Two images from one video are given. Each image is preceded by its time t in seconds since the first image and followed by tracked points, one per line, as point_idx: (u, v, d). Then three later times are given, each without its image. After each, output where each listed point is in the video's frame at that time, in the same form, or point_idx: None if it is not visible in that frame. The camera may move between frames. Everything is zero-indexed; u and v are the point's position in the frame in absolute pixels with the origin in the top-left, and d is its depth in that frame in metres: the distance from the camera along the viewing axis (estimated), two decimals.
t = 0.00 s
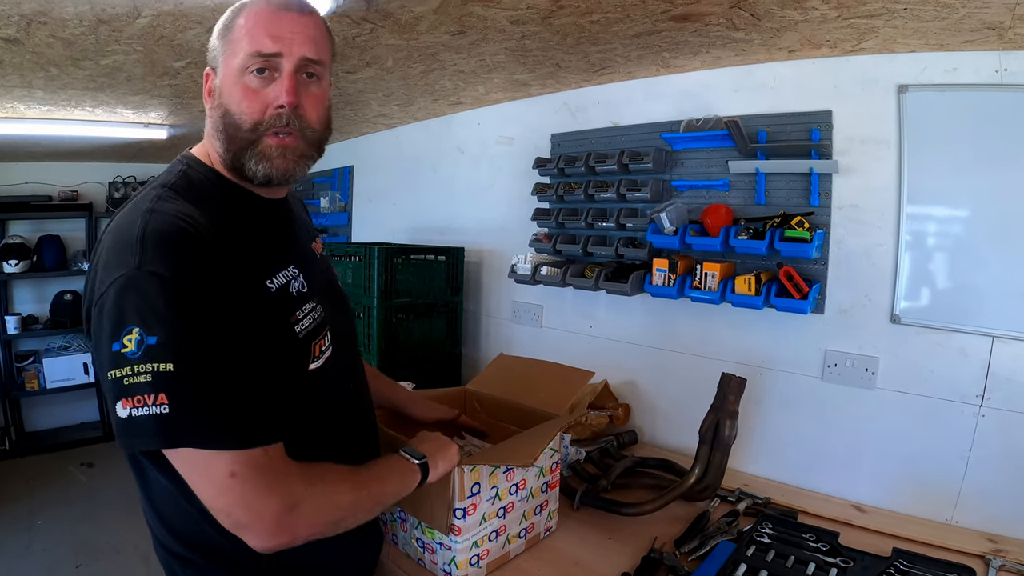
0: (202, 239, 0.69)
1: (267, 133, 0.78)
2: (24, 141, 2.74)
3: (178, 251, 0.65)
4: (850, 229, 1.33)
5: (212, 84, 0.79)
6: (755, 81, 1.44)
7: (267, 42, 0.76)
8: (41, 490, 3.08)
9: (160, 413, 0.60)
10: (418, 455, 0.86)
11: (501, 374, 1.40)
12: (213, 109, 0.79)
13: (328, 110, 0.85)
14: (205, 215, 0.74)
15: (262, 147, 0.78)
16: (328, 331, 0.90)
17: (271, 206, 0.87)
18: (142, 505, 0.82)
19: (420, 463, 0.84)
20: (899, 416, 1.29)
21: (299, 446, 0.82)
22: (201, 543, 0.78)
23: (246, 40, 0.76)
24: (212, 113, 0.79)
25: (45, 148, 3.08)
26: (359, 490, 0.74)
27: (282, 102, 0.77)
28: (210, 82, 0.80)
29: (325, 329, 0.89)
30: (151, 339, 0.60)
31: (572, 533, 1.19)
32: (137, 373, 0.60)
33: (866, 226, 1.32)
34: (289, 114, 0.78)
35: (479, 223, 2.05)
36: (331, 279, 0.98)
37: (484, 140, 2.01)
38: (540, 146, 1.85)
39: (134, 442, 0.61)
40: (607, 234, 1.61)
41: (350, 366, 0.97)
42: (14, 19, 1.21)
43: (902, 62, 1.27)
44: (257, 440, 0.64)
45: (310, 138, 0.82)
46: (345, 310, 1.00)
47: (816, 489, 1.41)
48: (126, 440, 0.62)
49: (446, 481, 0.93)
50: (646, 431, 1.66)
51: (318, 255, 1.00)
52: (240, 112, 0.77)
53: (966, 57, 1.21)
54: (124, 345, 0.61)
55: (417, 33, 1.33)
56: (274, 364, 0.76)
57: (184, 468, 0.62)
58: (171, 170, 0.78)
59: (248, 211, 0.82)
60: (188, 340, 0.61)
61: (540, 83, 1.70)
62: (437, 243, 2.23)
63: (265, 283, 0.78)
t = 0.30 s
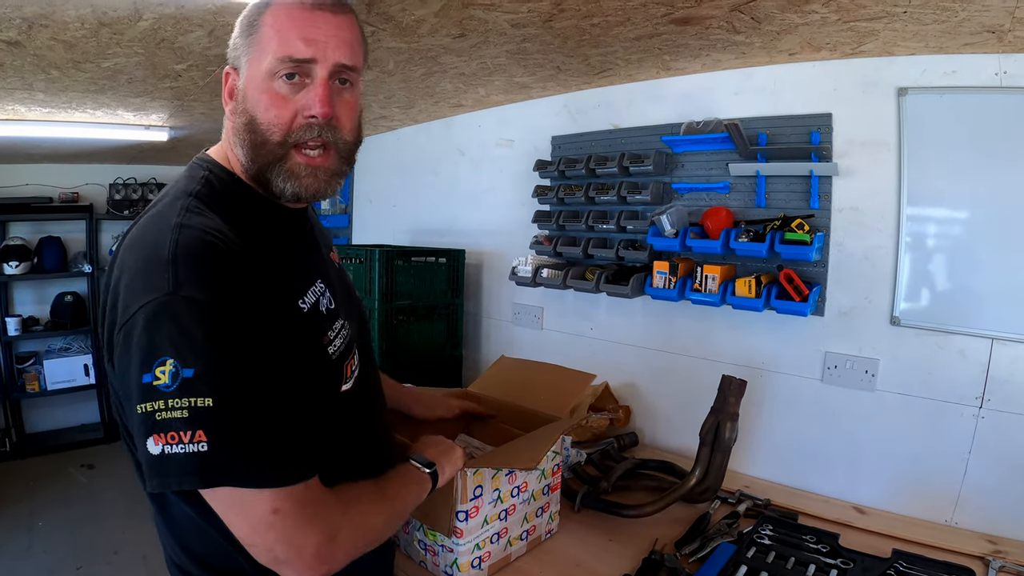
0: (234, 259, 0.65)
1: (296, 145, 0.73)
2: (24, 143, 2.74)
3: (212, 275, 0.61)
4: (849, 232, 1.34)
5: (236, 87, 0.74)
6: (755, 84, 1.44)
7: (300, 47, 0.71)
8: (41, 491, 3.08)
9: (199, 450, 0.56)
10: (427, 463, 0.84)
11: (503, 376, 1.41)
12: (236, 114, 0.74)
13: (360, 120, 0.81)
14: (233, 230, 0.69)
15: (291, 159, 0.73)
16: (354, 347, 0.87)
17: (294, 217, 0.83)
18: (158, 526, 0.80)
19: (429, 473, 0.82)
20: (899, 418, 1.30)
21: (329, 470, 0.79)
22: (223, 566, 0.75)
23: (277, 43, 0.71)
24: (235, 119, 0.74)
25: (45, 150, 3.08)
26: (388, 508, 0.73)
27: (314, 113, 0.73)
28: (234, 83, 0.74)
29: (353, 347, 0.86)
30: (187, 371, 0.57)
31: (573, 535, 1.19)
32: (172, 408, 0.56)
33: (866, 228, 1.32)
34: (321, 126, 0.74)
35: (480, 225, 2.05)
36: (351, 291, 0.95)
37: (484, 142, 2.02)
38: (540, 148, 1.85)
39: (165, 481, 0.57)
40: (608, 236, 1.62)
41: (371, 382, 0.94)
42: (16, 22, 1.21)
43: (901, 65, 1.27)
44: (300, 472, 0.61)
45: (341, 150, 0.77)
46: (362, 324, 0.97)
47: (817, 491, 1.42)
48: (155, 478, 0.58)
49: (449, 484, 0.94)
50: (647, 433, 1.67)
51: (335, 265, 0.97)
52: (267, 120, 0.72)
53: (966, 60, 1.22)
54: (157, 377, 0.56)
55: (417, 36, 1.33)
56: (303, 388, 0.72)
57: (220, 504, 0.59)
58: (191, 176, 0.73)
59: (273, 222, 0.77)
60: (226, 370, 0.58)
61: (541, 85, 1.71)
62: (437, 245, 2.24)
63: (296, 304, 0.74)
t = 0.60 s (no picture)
0: (259, 261, 0.65)
1: (314, 152, 0.74)
2: (25, 145, 2.74)
3: (240, 277, 0.61)
4: (848, 234, 1.35)
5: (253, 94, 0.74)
6: (755, 87, 1.45)
7: (321, 57, 0.72)
8: (42, 493, 3.09)
9: (233, 453, 0.56)
10: (433, 464, 0.83)
11: (504, 378, 1.41)
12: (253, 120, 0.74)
13: (373, 129, 0.82)
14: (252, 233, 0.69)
15: (308, 167, 0.74)
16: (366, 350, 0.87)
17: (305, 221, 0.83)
18: (169, 529, 0.81)
19: (435, 474, 0.82)
20: (898, 419, 1.31)
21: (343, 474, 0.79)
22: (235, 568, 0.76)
23: (298, 52, 0.71)
24: (253, 125, 0.74)
25: (46, 152, 3.09)
26: (405, 512, 0.73)
27: (333, 123, 0.73)
28: (251, 90, 0.75)
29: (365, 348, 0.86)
30: (219, 375, 0.56)
31: (574, 536, 1.20)
32: (205, 412, 0.56)
33: (866, 231, 1.33)
34: (339, 136, 0.75)
35: (480, 227, 2.06)
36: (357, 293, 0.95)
37: (485, 144, 2.03)
38: (540, 151, 1.86)
39: (198, 487, 0.57)
40: (608, 239, 1.63)
41: (381, 384, 0.94)
42: (20, 26, 1.22)
43: (900, 68, 1.28)
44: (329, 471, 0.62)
45: (357, 159, 0.78)
46: (371, 326, 0.97)
47: (817, 492, 1.42)
48: (186, 483, 0.57)
49: (451, 485, 0.95)
50: (647, 435, 1.67)
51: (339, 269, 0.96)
52: (286, 128, 0.73)
53: (964, 63, 1.23)
54: (187, 382, 0.56)
55: (419, 40, 1.34)
56: (321, 390, 0.72)
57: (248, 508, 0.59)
58: (206, 182, 0.72)
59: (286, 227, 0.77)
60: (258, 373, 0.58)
61: (541, 88, 1.71)
62: (437, 247, 2.25)
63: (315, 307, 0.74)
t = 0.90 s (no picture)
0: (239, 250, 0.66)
1: (296, 143, 0.74)
2: (25, 146, 2.74)
3: (219, 263, 0.62)
4: (849, 235, 1.35)
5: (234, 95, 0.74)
6: (755, 88, 1.45)
7: (298, 53, 0.73)
8: (43, 493, 3.09)
9: (207, 430, 0.56)
10: (432, 463, 0.84)
11: (505, 379, 1.42)
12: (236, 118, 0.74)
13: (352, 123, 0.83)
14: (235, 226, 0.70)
15: (291, 157, 0.74)
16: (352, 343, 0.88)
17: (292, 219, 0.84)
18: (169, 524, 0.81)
19: (434, 473, 0.82)
20: (898, 419, 1.31)
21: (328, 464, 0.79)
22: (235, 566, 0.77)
23: (276, 50, 0.72)
24: (237, 123, 0.74)
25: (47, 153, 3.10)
26: (389, 504, 0.72)
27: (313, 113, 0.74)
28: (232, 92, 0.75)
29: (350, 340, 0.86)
30: (195, 355, 0.57)
31: (576, 536, 1.20)
32: (180, 390, 0.56)
33: (866, 232, 1.33)
34: (319, 126, 0.75)
35: (481, 228, 2.06)
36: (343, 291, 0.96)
37: (485, 145, 2.03)
38: (541, 152, 1.87)
39: (173, 464, 0.56)
40: (608, 239, 1.63)
41: (369, 380, 0.94)
42: (22, 27, 1.22)
43: (900, 69, 1.28)
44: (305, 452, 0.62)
45: (336, 150, 0.79)
46: (359, 324, 0.98)
47: (817, 492, 1.43)
48: (164, 462, 0.57)
49: (452, 485, 0.95)
50: (648, 435, 1.68)
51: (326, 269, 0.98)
52: (268, 122, 0.73)
53: (964, 64, 1.23)
54: (165, 362, 0.57)
55: (421, 41, 1.35)
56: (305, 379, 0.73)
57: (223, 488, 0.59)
58: (191, 179, 0.74)
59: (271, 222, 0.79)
60: (234, 354, 0.59)
61: (542, 89, 1.72)
62: (438, 248, 2.25)
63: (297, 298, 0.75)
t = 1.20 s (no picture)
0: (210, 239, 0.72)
1: (324, 176, 0.87)
2: (26, 146, 2.74)
3: (187, 251, 0.68)
4: (849, 235, 1.35)
5: (291, 110, 0.78)
6: (756, 89, 1.46)
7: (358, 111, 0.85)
8: (44, 494, 3.09)
9: (163, 399, 0.62)
10: (422, 461, 0.86)
11: (505, 379, 1.42)
12: (287, 134, 0.79)
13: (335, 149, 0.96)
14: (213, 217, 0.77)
15: (314, 185, 0.87)
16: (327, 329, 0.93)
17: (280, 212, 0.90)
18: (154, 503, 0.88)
19: (421, 469, 0.85)
20: (898, 419, 1.32)
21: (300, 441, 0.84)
22: (209, 537, 0.82)
23: (346, 101, 0.82)
24: (289, 137, 0.79)
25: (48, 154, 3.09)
26: (350, 488, 0.75)
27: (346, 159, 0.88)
28: (288, 105, 0.78)
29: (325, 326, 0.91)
30: (156, 330, 0.64)
31: (578, 536, 1.20)
32: (142, 362, 0.63)
33: (867, 232, 1.33)
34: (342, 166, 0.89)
35: (482, 229, 2.07)
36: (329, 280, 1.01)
37: (487, 146, 2.04)
38: (542, 153, 1.87)
39: (137, 428, 0.63)
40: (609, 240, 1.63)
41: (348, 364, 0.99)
42: (25, 28, 1.23)
43: (900, 70, 1.29)
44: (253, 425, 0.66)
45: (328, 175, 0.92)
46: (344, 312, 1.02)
47: (817, 491, 1.43)
48: (131, 426, 0.64)
49: (454, 484, 0.95)
50: (649, 435, 1.68)
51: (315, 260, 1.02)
52: (320, 156, 0.83)
53: (964, 65, 1.23)
54: (134, 336, 0.64)
55: (423, 43, 1.35)
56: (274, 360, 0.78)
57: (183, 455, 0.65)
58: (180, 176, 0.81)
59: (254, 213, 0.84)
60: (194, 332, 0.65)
61: (543, 90, 1.72)
62: (439, 248, 2.26)
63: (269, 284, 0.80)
